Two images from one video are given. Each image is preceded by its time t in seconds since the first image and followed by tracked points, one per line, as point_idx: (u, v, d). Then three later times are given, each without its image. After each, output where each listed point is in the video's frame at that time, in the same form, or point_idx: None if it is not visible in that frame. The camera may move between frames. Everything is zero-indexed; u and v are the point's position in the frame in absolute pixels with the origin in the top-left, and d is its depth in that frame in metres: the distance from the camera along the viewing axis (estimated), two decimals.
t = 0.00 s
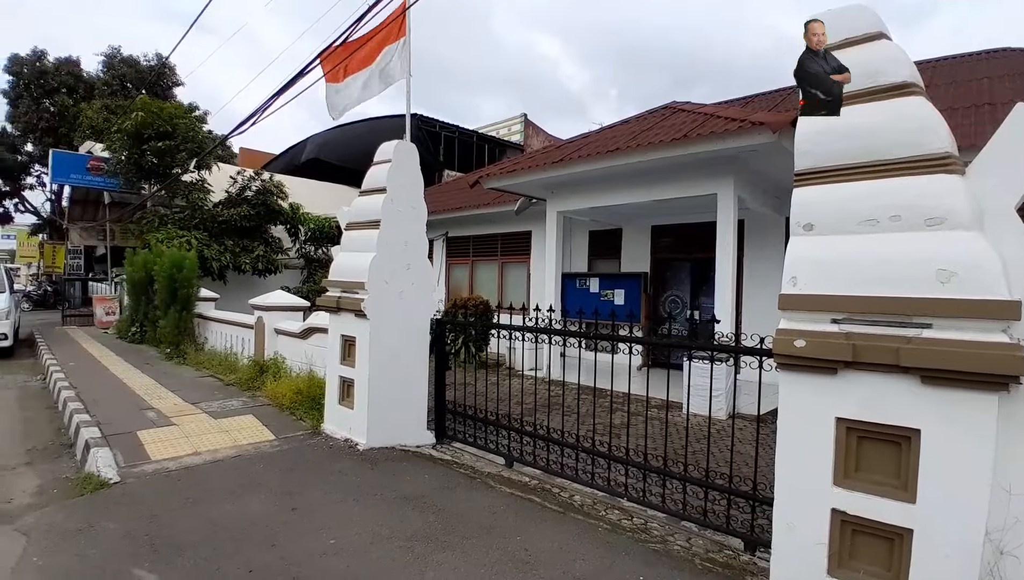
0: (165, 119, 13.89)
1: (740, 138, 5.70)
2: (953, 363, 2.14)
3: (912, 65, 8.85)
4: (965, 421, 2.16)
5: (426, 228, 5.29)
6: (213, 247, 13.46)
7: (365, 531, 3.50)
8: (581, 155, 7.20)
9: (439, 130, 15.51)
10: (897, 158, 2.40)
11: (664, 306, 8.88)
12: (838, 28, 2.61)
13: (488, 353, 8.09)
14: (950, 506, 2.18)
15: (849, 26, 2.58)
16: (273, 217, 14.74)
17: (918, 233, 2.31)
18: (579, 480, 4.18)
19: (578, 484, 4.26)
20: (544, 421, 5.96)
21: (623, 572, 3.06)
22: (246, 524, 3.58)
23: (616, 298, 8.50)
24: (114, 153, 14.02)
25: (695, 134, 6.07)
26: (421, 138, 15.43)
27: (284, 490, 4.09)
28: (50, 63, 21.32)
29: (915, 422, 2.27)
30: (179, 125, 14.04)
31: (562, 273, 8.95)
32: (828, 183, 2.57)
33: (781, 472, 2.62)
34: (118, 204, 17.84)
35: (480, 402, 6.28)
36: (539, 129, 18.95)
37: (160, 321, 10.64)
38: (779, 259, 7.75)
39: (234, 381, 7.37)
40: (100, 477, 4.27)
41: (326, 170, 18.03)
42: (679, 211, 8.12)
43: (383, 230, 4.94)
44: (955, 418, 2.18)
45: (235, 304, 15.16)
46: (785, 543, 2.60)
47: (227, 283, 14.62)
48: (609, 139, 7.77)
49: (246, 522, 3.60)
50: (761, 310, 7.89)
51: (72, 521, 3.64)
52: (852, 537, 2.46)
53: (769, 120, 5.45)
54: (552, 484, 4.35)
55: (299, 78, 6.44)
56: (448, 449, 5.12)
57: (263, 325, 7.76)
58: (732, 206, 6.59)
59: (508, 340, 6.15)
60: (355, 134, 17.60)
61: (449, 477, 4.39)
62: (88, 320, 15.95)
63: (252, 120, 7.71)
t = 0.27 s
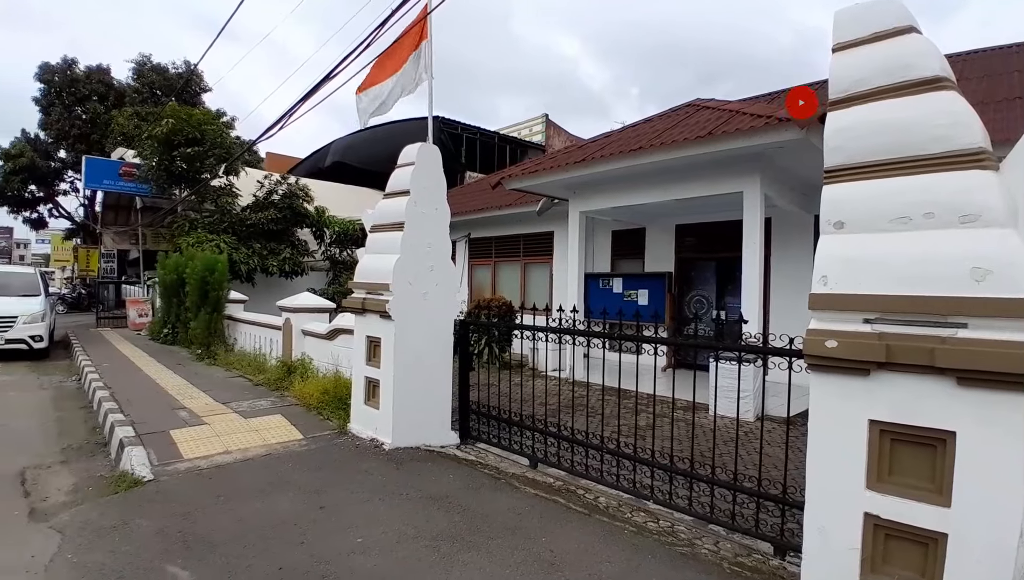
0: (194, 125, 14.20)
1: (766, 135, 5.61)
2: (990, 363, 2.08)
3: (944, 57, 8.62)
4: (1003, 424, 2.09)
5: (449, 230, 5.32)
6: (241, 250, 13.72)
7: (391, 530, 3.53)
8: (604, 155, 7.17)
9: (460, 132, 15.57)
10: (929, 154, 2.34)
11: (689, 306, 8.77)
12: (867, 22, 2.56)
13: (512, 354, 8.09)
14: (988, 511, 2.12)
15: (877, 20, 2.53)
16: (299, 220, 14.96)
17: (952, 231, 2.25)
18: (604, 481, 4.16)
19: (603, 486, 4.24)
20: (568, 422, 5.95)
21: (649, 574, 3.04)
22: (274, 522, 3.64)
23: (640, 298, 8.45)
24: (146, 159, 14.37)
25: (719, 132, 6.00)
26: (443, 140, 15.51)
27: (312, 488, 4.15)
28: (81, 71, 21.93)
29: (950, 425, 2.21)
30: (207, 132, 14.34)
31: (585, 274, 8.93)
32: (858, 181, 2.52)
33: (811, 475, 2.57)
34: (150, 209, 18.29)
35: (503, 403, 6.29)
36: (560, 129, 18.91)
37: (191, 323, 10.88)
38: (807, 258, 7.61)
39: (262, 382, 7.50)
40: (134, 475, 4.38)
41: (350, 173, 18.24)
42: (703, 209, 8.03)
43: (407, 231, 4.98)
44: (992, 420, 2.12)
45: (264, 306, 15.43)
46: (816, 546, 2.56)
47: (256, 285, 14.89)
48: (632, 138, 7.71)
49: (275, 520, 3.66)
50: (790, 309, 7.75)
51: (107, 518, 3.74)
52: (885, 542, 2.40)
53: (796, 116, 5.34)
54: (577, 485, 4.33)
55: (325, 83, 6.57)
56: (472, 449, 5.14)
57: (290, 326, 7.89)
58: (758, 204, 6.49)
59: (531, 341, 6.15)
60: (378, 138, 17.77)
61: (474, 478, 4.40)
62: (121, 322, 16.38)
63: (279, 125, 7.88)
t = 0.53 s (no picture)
0: (224, 131, 14.51)
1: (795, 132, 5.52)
2: None
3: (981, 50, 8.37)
4: None
5: (473, 231, 5.35)
6: (271, 252, 13.98)
7: (418, 528, 3.55)
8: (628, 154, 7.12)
9: (484, 134, 15.63)
10: (965, 150, 2.27)
11: (716, 306, 8.66)
12: (898, 17, 2.51)
13: (537, 355, 8.09)
14: None
15: (909, 14, 2.48)
16: (326, 222, 15.18)
17: (990, 229, 2.19)
18: (630, 483, 4.13)
19: (629, 488, 4.20)
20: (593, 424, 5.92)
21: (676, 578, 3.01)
22: (304, 519, 3.70)
23: (666, 299, 8.38)
24: (178, 165, 14.73)
25: (747, 129, 5.91)
26: (467, 142, 15.58)
27: (340, 486, 4.21)
28: (114, 79, 22.56)
29: (990, 428, 2.14)
30: (237, 137, 14.65)
31: (609, 274, 8.89)
32: (892, 178, 2.46)
33: (844, 479, 2.51)
34: (182, 213, 18.74)
35: (528, 404, 6.29)
36: (584, 129, 18.83)
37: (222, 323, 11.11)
38: (840, 257, 7.45)
39: (291, 381, 7.63)
40: (168, 472, 4.49)
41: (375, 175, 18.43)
42: (730, 208, 7.92)
43: (432, 233, 5.02)
44: None
45: (293, 308, 15.69)
46: (848, 552, 2.50)
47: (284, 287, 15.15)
48: (657, 137, 7.65)
49: (304, 517, 3.72)
50: (822, 309, 7.60)
51: (141, 514, 3.84)
52: (920, 548, 2.34)
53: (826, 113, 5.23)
54: (603, 487, 4.31)
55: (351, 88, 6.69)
56: (496, 450, 5.15)
57: (318, 327, 8.01)
58: (788, 203, 6.38)
59: (556, 342, 6.12)
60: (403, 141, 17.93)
61: (499, 478, 4.41)
62: (155, 323, 16.81)
63: (307, 128, 8.07)
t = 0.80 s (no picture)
0: (259, 134, 14.85)
1: (832, 127, 5.38)
2: None
3: None
4: None
5: (503, 231, 5.36)
6: (304, 253, 14.26)
7: (448, 526, 3.58)
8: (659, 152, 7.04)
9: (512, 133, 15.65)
10: (1013, 144, 2.19)
11: (750, 305, 8.51)
12: (940, 7, 2.44)
13: (566, 354, 8.07)
14: None
15: (951, 4, 2.40)
16: (358, 223, 15.40)
17: None
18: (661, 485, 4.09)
19: (660, 490, 4.16)
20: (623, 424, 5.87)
21: None
22: (337, 514, 3.76)
23: (698, 299, 8.29)
24: (215, 168, 15.12)
25: (781, 125, 5.79)
26: (495, 142, 15.62)
27: (372, 482, 4.27)
28: (154, 85, 23.29)
29: None
30: (272, 140, 14.97)
31: (640, 274, 8.82)
32: (935, 173, 2.38)
33: (883, 482, 2.45)
34: (219, 215, 19.24)
35: (558, 404, 6.27)
36: (613, 127, 18.68)
37: (258, 322, 11.39)
38: (880, 255, 7.24)
39: (324, 379, 7.76)
40: (207, 466, 4.62)
41: (405, 176, 18.62)
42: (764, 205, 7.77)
43: (462, 233, 5.05)
44: None
45: (326, 307, 15.99)
46: (887, 558, 2.44)
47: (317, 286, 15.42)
48: (688, 135, 7.55)
49: (338, 512, 3.79)
50: (860, 308, 7.40)
51: (182, 507, 3.96)
52: (961, 554, 2.27)
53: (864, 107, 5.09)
54: (633, 489, 4.27)
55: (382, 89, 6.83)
56: (526, 449, 5.16)
57: (351, 326, 8.14)
58: (824, 200, 6.23)
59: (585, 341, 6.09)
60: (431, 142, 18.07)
61: (528, 477, 4.41)
62: (194, 322, 17.30)
63: (340, 131, 8.22)
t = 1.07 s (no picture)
0: (298, 139, 15.20)
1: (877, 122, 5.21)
2: None
3: None
4: None
5: (536, 231, 5.37)
6: (341, 254, 14.54)
7: (483, 524, 3.61)
8: (695, 150, 6.95)
9: (545, 134, 15.66)
10: None
11: (791, 306, 8.32)
12: None
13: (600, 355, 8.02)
14: None
15: None
16: (393, 224, 15.62)
17: None
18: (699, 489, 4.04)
19: (697, 494, 4.11)
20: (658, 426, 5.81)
21: None
22: (375, 510, 3.83)
23: (736, 299, 8.17)
24: (257, 172, 15.55)
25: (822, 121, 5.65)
26: (528, 142, 15.64)
27: (409, 479, 4.34)
28: (197, 92, 24.08)
29: None
30: (310, 145, 15.31)
31: (675, 274, 8.73)
32: (986, 168, 2.30)
33: (930, 488, 2.37)
34: (260, 217, 19.76)
35: (592, 404, 6.24)
36: (647, 124, 18.47)
37: (299, 322, 11.66)
38: (928, 253, 6.99)
39: (361, 377, 7.91)
40: (251, 461, 4.76)
41: (439, 177, 18.79)
42: (804, 203, 7.59)
43: (496, 233, 5.08)
44: None
45: (362, 307, 16.27)
46: (932, 566, 2.36)
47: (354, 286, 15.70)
48: (725, 131, 7.42)
49: (375, 508, 3.86)
50: (907, 308, 7.16)
51: (227, 500, 4.10)
52: (1010, 564, 2.19)
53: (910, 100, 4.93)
54: (670, 492, 4.23)
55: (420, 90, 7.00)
56: (560, 449, 5.16)
57: (387, 325, 8.27)
58: (868, 197, 6.05)
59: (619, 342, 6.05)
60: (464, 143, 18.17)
61: (563, 478, 4.41)
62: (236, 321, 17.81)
63: (376, 134, 8.37)
